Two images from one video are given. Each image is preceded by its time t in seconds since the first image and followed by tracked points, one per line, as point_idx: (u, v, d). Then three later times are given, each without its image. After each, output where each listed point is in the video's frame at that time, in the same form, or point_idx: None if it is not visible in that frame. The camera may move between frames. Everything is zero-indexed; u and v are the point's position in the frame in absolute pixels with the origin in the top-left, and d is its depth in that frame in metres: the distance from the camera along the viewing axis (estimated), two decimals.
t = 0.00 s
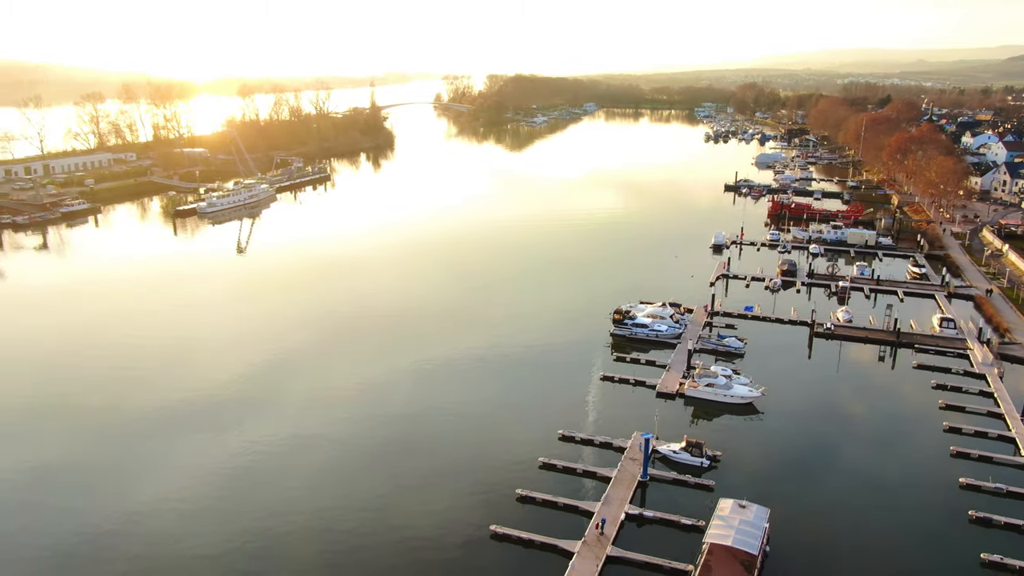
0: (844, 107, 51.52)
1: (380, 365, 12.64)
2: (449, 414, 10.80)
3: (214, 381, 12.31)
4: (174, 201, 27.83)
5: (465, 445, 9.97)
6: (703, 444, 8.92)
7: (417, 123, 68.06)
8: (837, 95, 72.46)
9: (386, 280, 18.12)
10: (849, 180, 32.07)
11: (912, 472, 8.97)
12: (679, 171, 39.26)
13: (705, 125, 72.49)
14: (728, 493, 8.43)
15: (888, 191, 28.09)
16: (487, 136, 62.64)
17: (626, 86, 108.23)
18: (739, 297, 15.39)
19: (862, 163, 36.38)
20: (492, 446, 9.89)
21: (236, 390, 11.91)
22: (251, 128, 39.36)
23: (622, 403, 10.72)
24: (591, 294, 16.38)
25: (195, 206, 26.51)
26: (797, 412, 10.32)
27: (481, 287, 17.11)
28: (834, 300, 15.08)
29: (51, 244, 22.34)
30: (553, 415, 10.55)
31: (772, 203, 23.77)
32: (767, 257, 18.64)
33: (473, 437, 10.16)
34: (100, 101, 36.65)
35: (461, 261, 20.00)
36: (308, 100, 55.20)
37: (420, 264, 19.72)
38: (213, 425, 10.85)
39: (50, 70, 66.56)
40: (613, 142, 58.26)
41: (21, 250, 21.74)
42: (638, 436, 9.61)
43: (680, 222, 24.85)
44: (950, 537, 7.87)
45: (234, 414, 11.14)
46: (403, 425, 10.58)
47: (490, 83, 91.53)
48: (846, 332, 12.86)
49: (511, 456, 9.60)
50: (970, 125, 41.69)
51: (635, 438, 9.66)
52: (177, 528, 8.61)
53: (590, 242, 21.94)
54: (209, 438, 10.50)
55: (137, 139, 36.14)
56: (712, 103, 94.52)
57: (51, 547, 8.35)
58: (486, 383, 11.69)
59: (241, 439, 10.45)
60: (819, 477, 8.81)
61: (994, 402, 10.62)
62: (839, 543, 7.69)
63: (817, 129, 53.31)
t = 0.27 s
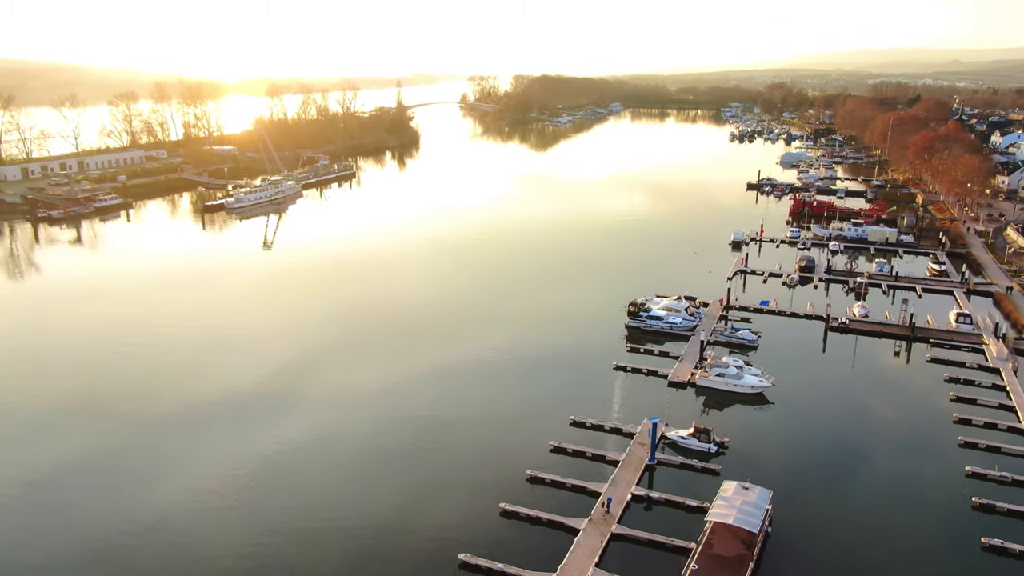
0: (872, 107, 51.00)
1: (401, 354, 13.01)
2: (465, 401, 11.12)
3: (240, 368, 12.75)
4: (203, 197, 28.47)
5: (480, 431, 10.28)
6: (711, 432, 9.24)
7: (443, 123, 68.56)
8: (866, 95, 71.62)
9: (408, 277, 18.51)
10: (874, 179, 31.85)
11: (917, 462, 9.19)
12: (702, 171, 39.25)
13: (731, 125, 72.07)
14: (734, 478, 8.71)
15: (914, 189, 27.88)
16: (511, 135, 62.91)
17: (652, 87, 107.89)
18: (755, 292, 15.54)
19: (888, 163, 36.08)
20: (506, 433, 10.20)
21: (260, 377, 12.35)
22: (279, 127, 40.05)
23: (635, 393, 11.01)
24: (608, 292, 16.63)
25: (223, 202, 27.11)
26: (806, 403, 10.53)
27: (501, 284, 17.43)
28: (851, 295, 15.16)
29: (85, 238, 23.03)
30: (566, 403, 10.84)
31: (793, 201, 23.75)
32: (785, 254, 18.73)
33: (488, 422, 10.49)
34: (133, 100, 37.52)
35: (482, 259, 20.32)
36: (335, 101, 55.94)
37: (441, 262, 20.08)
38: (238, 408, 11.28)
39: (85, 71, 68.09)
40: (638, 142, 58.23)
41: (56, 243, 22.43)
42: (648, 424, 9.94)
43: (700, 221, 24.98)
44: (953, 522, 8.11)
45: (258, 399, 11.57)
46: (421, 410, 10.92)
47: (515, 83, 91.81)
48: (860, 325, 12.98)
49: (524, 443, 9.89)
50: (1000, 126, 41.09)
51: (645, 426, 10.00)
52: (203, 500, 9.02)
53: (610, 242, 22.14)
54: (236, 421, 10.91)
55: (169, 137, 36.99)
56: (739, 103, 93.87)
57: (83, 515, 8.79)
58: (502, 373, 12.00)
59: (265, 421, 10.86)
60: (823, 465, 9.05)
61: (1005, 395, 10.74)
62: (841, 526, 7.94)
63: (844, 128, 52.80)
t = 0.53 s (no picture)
0: (880, 106, 50.96)
1: (407, 347, 13.36)
2: (469, 392, 11.45)
3: (251, 361, 13.12)
4: (213, 194, 28.83)
5: (483, 420, 10.60)
6: (705, 418, 9.62)
7: (451, 121, 68.84)
8: (875, 95, 71.43)
9: (414, 273, 18.83)
10: (879, 177, 31.93)
11: (906, 448, 9.47)
12: (709, 170, 39.40)
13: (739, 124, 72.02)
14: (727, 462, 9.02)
15: (919, 187, 27.97)
16: (518, 134, 63.12)
17: (660, 86, 107.84)
18: (755, 285, 15.80)
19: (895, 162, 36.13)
20: (508, 422, 10.53)
21: (270, 369, 12.71)
22: (288, 125, 40.45)
23: (633, 383, 11.39)
24: (611, 289, 16.92)
25: (233, 198, 27.48)
26: (800, 393, 10.83)
27: (505, 281, 17.74)
28: (851, 289, 15.36)
29: (97, 233, 23.40)
30: (567, 395, 11.16)
31: (797, 198, 23.90)
32: (787, 249, 18.95)
33: (490, 412, 10.82)
34: (144, 98, 37.91)
35: (487, 256, 20.60)
36: (344, 99, 56.30)
37: (447, 259, 20.38)
38: (249, 399, 11.64)
39: (96, 70, 68.67)
40: (645, 142, 58.35)
41: (69, 238, 22.84)
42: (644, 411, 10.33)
43: (704, 220, 25.20)
44: (941, 505, 8.40)
45: (269, 390, 11.93)
46: (426, 400, 11.27)
47: (523, 82, 91.97)
48: (857, 318, 13.23)
49: (525, 432, 10.21)
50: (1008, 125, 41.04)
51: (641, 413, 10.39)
52: (213, 485, 9.34)
53: (614, 240, 22.38)
54: (248, 411, 11.28)
55: (179, 134, 37.43)
56: (747, 102, 93.71)
57: (99, 499, 9.13)
58: (505, 365, 12.33)
59: (276, 411, 11.22)
60: (814, 452, 9.35)
61: (998, 386, 11.00)
62: (831, 509, 8.24)
63: (852, 127, 52.78)
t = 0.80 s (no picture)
0: (883, 106, 50.99)
1: (409, 344, 13.64)
2: (470, 389, 11.72)
3: (256, 358, 13.39)
4: (217, 192, 29.07)
5: (483, 416, 10.88)
6: (698, 409, 9.92)
7: (454, 121, 69.04)
8: (878, 95, 71.41)
9: (417, 272, 19.08)
10: (880, 176, 32.05)
11: (895, 439, 9.71)
12: (711, 170, 39.56)
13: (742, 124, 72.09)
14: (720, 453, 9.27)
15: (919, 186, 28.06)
16: (521, 134, 63.29)
17: (664, 86, 107.93)
18: (752, 282, 16.02)
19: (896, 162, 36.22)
20: (508, 418, 10.80)
21: (275, 366, 12.99)
22: (292, 124, 40.72)
23: (629, 377, 11.71)
24: (610, 287, 17.15)
25: (237, 196, 27.74)
26: (793, 387, 11.07)
27: (506, 280, 17.99)
28: (848, 285, 15.55)
29: (102, 231, 23.64)
30: (565, 391, 11.43)
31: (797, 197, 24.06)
32: (785, 247, 19.15)
33: (490, 408, 11.09)
34: (150, 97, 38.20)
35: (489, 256, 20.84)
36: (348, 99, 56.56)
37: (450, 258, 20.62)
38: (255, 396, 11.92)
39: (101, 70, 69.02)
40: (648, 142, 58.49)
41: (76, 235, 23.12)
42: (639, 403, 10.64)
43: (704, 220, 25.41)
44: (926, 492, 8.63)
45: (274, 386, 12.22)
46: (427, 396, 11.54)
47: (527, 83, 92.14)
48: (852, 314, 13.46)
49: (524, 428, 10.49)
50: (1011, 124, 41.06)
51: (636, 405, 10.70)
52: (220, 479, 9.63)
53: (615, 239, 22.58)
54: (253, 407, 11.56)
55: (184, 133, 37.72)
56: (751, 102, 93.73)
57: (109, 493, 9.41)
58: (505, 362, 12.59)
59: (281, 407, 11.51)
60: (805, 442, 9.59)
61: (989, 379, 11.21)
62: (819, 495, 8.47)
63: (855, 126, 52.82)
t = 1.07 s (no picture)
0: (883, 106, 51.08)
1: (409, 343, 13.83)
2: (468, 388, 11.93)
3: (259, 357, 13.59)
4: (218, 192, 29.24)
5: (481, 414, 11.09)
6: (692, 404, 10.12)
7: (455, 121, 69.16)
8: (879, 95, 71.48)
9: (417, 272, 19.27)
10: (879, 176, 32.17)
11: (885, 433, 9.90)
12: (711, 171, 39.70)
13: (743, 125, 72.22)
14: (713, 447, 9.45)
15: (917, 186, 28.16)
16: (522, 134, 63.43)
17: (665, 86, 108.04)
18: (749, 280, 16.19)
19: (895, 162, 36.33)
20: (506, 416, 11.00)
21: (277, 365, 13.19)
22: (294, 124, 40.90)
23: (625, 373, 11.97)
24: (607, 287, 17.31)
25: (239, 195, 27.91)
26: (786, 384, 11.26)
27: (505, 280, 18.17)
28: (843, 283, 15.71)
29: (105, 230, 23.81)
30: (561, 389, 11.63)
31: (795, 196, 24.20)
32: (782, 246, 19.32)
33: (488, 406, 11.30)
34: (152, 98, 38.36)
35: (488, 256, 21.00)
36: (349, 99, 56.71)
37: (449, 258, 20.79)
38: (257, 394, 12.13)
39: (104, 70, 69.21)
40: (649, 142, 58.63)
41: (78, 234, 23.29)
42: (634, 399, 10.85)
43: (703, 220, 25.58)
44: (914, 485, 8.82)
45: (277, 385, 12.42)
46: (427, 395, 11.75)
47: (528, 83, 92.26)
48: (846, 312, 13.65)
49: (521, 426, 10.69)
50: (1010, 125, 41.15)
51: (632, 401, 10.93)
52: (223, 476, 9.83)
53: (614, 239, 22.73)
54: (255, 405, 11.77)
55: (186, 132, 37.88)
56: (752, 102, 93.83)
57: (115, 490, 9.60)
58: (503, 362, 12.79)
59: (283, 405, 11.72)
60: (797, 437, 9.79)
61: (979, 375, 11.39)
62: (809, 488, 8.67)
63: (855, 126, 52.90)
